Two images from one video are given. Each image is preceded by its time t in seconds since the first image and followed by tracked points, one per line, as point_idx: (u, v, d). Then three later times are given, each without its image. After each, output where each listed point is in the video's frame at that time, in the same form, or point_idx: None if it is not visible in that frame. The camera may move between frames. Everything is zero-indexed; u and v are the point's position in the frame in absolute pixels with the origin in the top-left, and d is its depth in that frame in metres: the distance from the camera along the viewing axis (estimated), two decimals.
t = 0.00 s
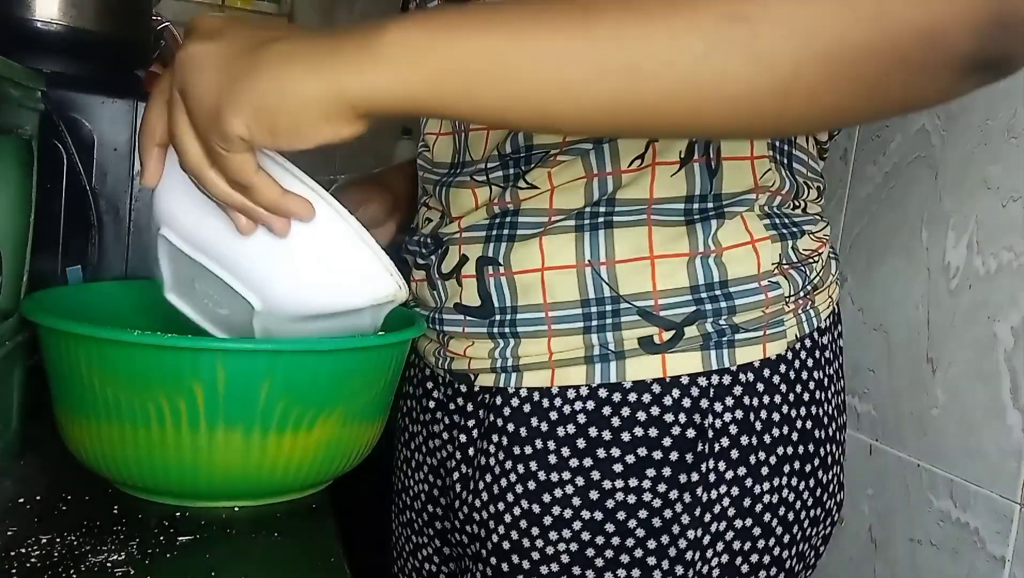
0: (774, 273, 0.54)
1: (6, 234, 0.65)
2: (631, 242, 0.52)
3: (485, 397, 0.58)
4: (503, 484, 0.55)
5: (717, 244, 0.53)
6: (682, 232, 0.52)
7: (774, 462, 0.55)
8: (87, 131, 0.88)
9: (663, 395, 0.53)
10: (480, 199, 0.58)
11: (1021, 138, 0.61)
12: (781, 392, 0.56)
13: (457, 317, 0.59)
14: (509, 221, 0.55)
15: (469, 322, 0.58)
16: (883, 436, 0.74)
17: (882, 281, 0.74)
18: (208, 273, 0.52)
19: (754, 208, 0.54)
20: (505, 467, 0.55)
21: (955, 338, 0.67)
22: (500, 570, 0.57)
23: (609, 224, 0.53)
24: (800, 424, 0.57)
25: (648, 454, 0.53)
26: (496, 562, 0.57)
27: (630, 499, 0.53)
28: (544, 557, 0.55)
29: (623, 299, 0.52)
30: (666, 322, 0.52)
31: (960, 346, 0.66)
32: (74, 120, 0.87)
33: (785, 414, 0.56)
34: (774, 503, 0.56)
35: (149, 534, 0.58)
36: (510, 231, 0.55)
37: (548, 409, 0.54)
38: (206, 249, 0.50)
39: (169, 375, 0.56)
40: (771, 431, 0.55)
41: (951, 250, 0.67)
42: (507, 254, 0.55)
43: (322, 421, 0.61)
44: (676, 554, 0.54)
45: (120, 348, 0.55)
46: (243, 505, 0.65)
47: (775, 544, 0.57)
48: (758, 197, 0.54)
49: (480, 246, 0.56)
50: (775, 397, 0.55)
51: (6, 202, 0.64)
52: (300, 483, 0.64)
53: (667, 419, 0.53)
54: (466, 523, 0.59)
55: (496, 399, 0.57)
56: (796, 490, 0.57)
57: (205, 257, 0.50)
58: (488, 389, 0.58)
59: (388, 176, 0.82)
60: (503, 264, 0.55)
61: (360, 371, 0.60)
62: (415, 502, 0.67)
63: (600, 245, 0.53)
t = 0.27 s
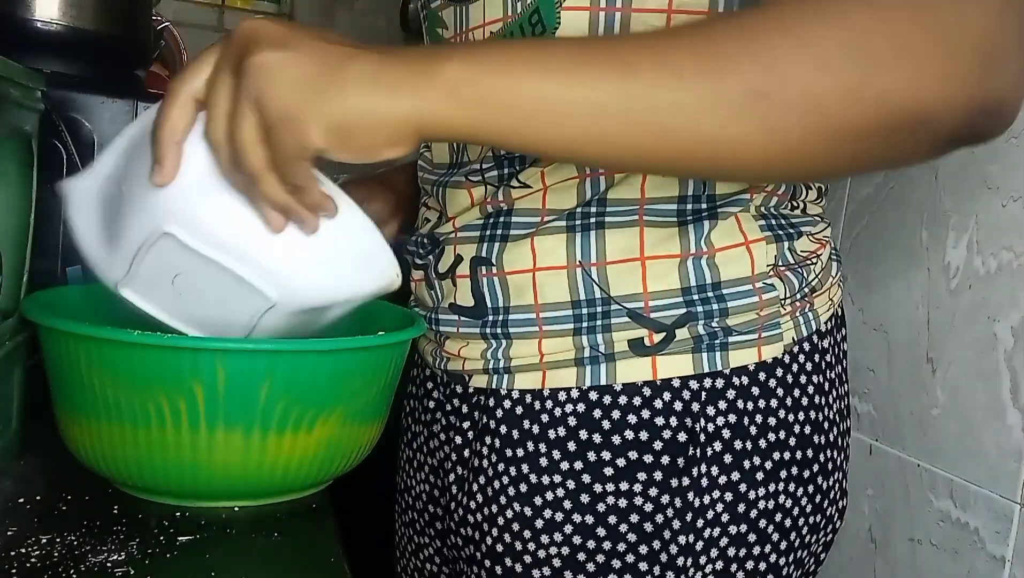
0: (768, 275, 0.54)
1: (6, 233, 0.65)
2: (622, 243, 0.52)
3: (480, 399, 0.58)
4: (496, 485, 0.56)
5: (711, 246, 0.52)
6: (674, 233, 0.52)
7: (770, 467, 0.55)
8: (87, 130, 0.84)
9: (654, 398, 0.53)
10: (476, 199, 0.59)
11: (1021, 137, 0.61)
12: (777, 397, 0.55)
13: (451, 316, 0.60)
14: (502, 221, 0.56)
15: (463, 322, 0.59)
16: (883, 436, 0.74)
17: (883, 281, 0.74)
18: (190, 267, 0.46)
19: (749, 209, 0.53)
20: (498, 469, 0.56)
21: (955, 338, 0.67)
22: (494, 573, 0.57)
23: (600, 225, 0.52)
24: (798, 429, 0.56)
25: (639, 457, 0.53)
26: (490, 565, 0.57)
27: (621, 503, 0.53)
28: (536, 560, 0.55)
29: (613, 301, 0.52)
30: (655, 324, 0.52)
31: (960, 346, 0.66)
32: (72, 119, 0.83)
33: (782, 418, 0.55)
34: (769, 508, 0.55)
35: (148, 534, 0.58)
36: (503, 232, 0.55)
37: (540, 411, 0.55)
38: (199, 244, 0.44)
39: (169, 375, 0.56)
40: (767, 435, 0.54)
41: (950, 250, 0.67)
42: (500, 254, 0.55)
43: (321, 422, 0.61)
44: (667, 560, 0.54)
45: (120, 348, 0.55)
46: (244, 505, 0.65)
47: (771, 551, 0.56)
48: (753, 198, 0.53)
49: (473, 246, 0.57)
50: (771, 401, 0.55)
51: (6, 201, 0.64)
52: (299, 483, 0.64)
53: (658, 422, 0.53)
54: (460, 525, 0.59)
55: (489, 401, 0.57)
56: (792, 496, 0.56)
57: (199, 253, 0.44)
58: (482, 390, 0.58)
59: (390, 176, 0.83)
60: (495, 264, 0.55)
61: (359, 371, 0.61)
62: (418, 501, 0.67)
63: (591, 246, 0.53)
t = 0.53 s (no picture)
0: (762, 274, 0.54)
1: (6, 233, 0.65)
2: (618, 239, 0.52)
3: (475, 395, 0.58)
4: (492, 481, 0.56)
5: (704, 244, 0.52)
6: (669, 230, 0.52)
7: (763, 463, 0.55)
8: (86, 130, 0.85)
9: (648, 394, 0.53)
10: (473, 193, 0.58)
11: (1021, 137, 0.61)
12: (770, 394, 0.55)
13: (447, 313, 0.60)
14: (498, 218, 0.56)
15: (458, 319, 0.59)
16: (883, 436, 0.74)
17: (883, 280, 0.74)
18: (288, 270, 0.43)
19: (742, 208, 0.53)
20: (494, 465, 0.56)
21: (955, 338, 0.67)
22: (490, 568, 0.57)
23: (597, 222, 0.53)
24: (790, 424, 0.56)
25: (633, 452, 0.53)
26: (486, 560, 0.57)
27: (615, 498, 0.53)
28: (531, 555, 0.55)
29: (608, 298, 0.53)
30: (650, 321, 0.52)
31: (960, 346, 0.66)
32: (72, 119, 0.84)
33: (774, 414, 0.55)
34: (762, 504, 0.55)
35: (148, 534, 0.58)
36: (500, 229, 0.55)
37: (535, 407, 0.54)
38: (315, 256, 0.42)
39: (169, 375, 0.56)
40: (759, 431, 0.55)
41: (951, 250, 0.67)
42: (496, 251, 0.55)
43: (321, 422, 0.61)
44: (661, 554, 0.54)
45: (120, 348, 0.55)
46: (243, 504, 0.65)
47: (764, 545, 0.56)
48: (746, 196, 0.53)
49: (470, 243, 0.57)
50: (763, 397, 0.55)
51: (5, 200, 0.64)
52: (298, 482, 0.64)
53: (651, 418, 0.53)
54: (456, 521, 0.59)
55: (485, 397, 0.57)
56: (785, 492, 0.56)
57: (310, 263, 0.43)
58: (477, 387, 0.58)
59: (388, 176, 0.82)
60: (492, 261, 0.55)
61: (360, 370, 0.61)
62: (411, 498, 0.67)
63: (586, 242, 0.53)
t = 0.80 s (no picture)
0: (749, 268, 0.55)
1: (6, 233, 0.65)
2: (614, 235, 0.53)
3: (472, 387, 0.58)
4: (491, 471, 0.56)
5: (696, 239, 0.53)
6: (663, 226, 0.53)
7: (752, 448, 0.56)
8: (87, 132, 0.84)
9: (643, 383, 0.53)
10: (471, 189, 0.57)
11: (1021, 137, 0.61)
12: (756, 382, 0.56)
13: (443, 309, 0.60)
14: (495, 215, 0.55)
15: (454, 314, 0.59)
16: (883, 436, 0.74)
17: (883, 280, 0.74)
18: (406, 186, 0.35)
19: (730, 205, 0.54)
20: (492, 455, 0.56)
21: (955, 338, 0.67)
22: (489, 557, 0.56)
23: (593, 218, 0.53)
24: (775, 412, 0.57)
25: (630, 440, 0.53)
26: (485, 549, 0.56)
27: (612, 484, 0.53)
28: (530, 542, 0.54)
29: (605, 292, 0.53)
30: (645, 313, 0.53)
31: (959, 346, 0.66)
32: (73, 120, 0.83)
33: (761, 402, 0.56)
34: (752, 488, 0.56)
35: (148, 534, 0.58)
36: (497, 226, 0.55)
37: (534, 398, 0.54)
38: (455, 165, 0.34)
39: (171, 376, 0.56)
40: (748, 419, 0.56)
41: (950, 250, 0.67)
42: (494, 248, 0.55)
43: (322, 422, 0.61)
44: (659, 538, 0.54)
45: (119, 348, 0.55)
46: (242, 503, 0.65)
47: (754, 528, 0.56)
48: (734, 194, 0.54)
49: (467, 240, 0.57)
50: (750, 386, 0.56)
51: (5, 200, 0.64)
52: (297, 482, 0.64)
53: (647, 406, 0.53)
54: (452, 511, 0.59)
55: (483, 389, 0.57)
56: (773, 477, 0.57)
57: (444, 173, 0.34)
58: (474, 379, 0.58)
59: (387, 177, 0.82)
60: (489, 257, 0.55)
61: (357, 370, 0.60)
62: (401, 493, 0.67)
63: (583, 238, 0.53)
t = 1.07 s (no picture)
0: (752, 263, 0.57)
1: (5, 233, 0.65)
2: (633, 234, 0.54)
3: (487, 382, 0.58)
4: (508, 463, 0.56)
5: (708, 236, 0.55)
6: (677, 224, 0.54)
7: (754, 433, 0.59)
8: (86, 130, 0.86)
9: (663, 374, 0.54)
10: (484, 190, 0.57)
11: (1021, 138, 0.61)
12: (756, 370, 0.59)
13: (456, 307, 0.59)
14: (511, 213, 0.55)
15: (469, 311, 0.58)
16: (883, 436, 0.74)
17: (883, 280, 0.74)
18: (462, 203, 0.37)
19: (736, 202, 0.56)
20: (510, 447, 0.56)
21: (955, 338, 0.67)
22: (502, 547, 0.57)
23: (611, 217, 0.54)
24: (772, 398, 0.60)
25: (649, 429, 0.55)
26: (498, 539, 0.57)
27: (631, 472, 0.55)
28: (548, 530, 0.55)
29: (626, 286, 0.54)
30: (666, 306, 0.54)
31: (960, 346, 0.66)
32: (74, 119, 0.85)
33: (760, 389, 0.59)
34: (752, 470, 0.59)
35: (148, 534, 0.58)
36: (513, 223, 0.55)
37: (554, 390, 0.55)
38: (499, 166, 0.36)
39: (170, 376, 0.56)
40: (750, 405, 0.58)
41: (950, 250, 0.67)
42: (513, 245, 0.55)
43: (321, 422, 0.61)
44: (674, 520, 0.56)
45: (121, 349, 0.55)
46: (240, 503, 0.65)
47: (754, 508, 0.60)
48: (739, 193, 0.56)
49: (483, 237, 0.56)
50: (753, 374, 0.58)
51: (5, 200, 0.64)
52: (300, 481, 0.64)
53: (666, 396, 0.54)
54: (466, 503, 0.59)
55: (499, 383, 0.57)
56: (769, 458, 0.60)
57: (491, 177, 0.37)
58: (489, 374, 0.58)
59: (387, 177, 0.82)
60: (509, 255, 0.55)
61: (358, 370, 0.60)
62: (397, 491, 0.69)
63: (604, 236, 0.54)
